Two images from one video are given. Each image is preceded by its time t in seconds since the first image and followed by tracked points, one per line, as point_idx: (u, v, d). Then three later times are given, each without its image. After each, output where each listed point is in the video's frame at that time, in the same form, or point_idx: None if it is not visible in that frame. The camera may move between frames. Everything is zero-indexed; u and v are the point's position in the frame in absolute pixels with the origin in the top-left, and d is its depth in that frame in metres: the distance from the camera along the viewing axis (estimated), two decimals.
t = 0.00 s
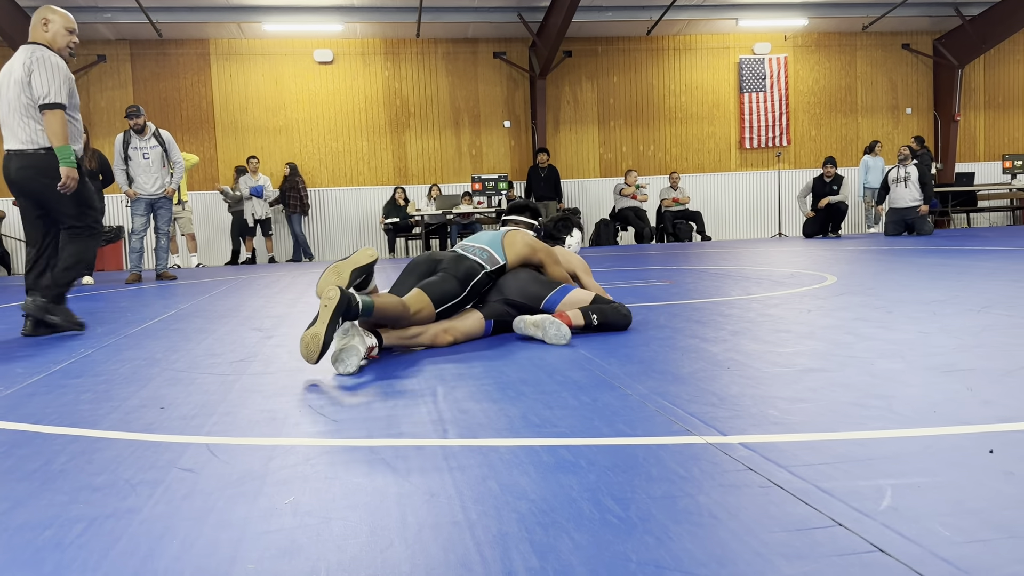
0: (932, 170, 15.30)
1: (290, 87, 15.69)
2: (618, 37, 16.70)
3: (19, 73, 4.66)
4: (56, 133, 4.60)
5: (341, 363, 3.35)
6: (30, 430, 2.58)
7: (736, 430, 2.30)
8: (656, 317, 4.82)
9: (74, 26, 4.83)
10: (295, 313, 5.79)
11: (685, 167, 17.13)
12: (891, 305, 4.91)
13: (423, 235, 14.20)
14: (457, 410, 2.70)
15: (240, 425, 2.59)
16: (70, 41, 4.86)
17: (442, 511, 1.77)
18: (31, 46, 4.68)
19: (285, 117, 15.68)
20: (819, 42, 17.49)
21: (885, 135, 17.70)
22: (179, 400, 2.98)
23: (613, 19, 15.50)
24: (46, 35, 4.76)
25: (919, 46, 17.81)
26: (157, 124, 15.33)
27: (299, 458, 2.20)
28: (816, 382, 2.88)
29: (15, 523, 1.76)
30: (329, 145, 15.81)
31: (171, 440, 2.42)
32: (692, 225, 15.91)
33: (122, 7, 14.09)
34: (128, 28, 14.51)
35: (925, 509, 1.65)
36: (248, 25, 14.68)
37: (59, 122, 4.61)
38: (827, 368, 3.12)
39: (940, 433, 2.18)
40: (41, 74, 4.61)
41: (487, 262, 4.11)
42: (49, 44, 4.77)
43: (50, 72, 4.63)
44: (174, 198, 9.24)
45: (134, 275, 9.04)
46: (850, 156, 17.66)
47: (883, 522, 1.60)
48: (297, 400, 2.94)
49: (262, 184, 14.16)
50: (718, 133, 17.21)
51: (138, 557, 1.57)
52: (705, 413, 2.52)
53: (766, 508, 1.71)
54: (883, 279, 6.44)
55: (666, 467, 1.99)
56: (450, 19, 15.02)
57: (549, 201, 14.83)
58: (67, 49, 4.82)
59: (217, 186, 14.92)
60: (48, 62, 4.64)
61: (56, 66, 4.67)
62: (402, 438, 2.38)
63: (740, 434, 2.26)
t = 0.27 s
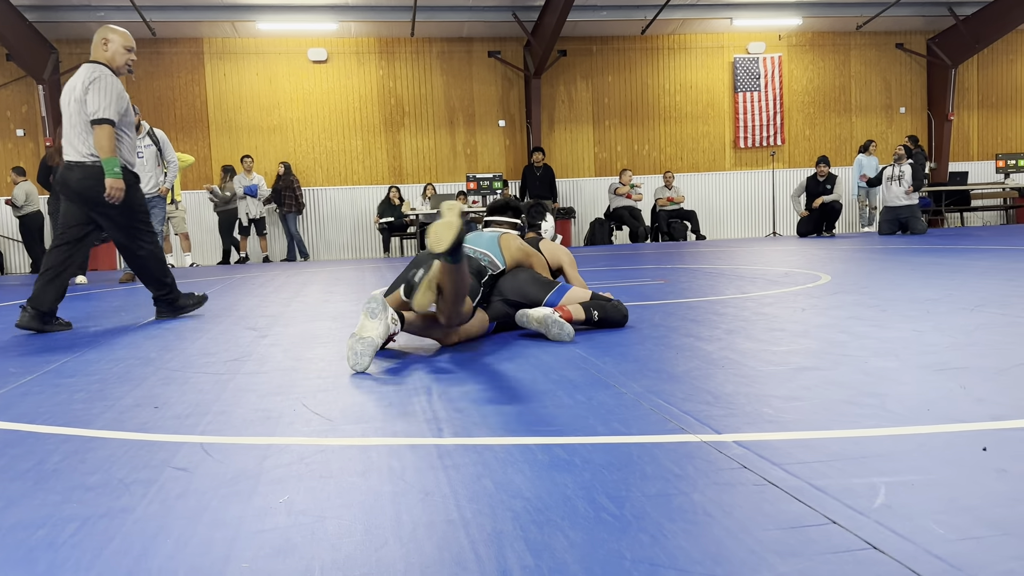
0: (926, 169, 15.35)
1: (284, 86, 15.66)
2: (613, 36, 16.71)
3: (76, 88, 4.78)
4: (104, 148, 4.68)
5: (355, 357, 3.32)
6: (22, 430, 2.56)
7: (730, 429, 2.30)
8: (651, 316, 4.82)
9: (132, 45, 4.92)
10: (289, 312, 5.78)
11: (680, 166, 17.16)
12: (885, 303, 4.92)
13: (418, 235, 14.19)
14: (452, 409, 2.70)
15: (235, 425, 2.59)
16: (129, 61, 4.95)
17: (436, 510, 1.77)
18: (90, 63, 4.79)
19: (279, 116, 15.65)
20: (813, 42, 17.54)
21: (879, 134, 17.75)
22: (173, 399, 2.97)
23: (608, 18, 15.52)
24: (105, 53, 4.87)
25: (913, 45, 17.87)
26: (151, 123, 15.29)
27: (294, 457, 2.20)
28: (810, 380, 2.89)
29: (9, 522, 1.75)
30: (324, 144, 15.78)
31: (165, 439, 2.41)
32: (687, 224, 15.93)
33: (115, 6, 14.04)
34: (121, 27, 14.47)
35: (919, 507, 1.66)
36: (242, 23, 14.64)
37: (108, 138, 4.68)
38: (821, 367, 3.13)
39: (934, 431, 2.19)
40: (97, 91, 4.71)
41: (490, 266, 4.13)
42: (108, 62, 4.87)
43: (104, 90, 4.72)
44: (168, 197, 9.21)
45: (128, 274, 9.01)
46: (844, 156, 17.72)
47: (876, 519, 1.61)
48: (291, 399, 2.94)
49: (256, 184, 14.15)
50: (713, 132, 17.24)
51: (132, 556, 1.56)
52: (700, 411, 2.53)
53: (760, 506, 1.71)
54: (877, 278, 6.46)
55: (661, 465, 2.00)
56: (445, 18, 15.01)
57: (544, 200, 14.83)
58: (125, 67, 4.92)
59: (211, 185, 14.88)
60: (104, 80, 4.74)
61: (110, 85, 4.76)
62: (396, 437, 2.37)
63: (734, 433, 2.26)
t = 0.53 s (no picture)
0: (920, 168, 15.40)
1: (279, 85, 15.63)
2: (608, 35, 16.72)
3: (138, 86, 5.11)
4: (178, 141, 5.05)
5: (349, 361, 3.28)
6: (16, 430, 2.55)
7: (725, 428, 2.31)
8: (646, 315, 4.83)
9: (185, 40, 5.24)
10: (284, 311, 5.77)
11: (675, 165, 17.18)
12: (880, 302, 4.94)
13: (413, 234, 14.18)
14: (447, 408, 2.70)
15: (230, 424, 2.58)
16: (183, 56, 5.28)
17: (431, 509, 1.77)
18: (149, 62, 5.13)
19: (274, 115, 15.62)
20: (808, 41, 17.58)
21: (873, 133, 17.81)
22: (168, 399, 2.96)
23: (603, 17, 15.52)
24: (160, 50, 5.21)
25: (907, 45, 17.93)
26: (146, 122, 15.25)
27: (289, 456, 2.20)
28: (805, 379, 2.90)
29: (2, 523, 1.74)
30: (318, 143, 15.76)
31: (159, 439, 2.41)
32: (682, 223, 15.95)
33: (109, 5, 13.99)
34: (115, 26, 14.43)
35: (912, 505, 1.67)
36: (237, 22, 14.60)
37: (181, 132, 5.06)
38: (816, 366, 3.13)
39: (928, 430, 2.20)
40: (160, 87, 5.05)
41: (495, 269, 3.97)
42: (163, 58, 5.22)
43: (166, 85, 5.07)
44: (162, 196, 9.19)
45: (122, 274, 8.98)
46: (838, 155, 17.77)
47: (870, 517, 1.61)
48: (286, 399, 2.93)
49: (251, 183, 14.15)
50: (708, 131, 17.26)
51: (125, 556, 1.56)
52: (694, 410, 2.53)
53: (755, 504, 1.71)
54: (872, 277, 6.47)
55: (655, 464, 2.00)
56: (440, 16, 15.01)
57: (540, 199, 14.84)
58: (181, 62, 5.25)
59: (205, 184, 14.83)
60: (164, 76, 5.08)
61: (170, 80, 5.10)
62: (391, 436, 2.37)
63: (729, 431, 2.26)
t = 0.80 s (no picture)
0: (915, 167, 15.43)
1: (274, 84, 15.59)
2: (604, 34, 16.71)
3: (189, 99, 5.41)
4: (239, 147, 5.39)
5: (352, 359, 3.31)
6: (11, 430, 2.54)
7: (721, 427, 2.31)
8: (642, 314, 4.82)
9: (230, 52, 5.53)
10: (280, 310, 5.77)
11: (671, 165, 17.20)
12: (875, 301, 4.95)
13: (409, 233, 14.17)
14: (444, 407, 2.70)
15: (226, 424, 2.58)
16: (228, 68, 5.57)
17: (429, 508, 1.77)
18: (200, 76, 5.43)
19: (269, 114, 15.58)
20: (803, 40, 17.60)
21: (869, 133, 17.84)
22: (164, 398, 2.96)
23: (599, 16, 15.51)
24: (207, 64, 5.49)
25: (902, 44, 17.99)
26: (141, 121, 15.21)
27: (286, 456, 2.19)
28: (800, 378, 2.90)
29: None
30: (314, 143, 15.73)
31: (155, 439, 2.40)
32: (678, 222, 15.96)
33: (103, 4, 13.94)
34: (110, 25, 14.39)
35: (908, 503, 1.67)
36: (232, 21, 14.56)
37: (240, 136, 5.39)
38: (812, 365, 3.14)
39: (924, 429, 2.20)
40: (211, 98, 5.37)
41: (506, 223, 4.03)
42: (210, 71, 5.51)
43: (217, 97, 5.38)
44: (158, 196, 9.16)
45: (118, 274, 8.95)
46: (834, 155, 17.79)
47: (867, 516, 1.61)
48: (282, 398, 2.93)
49: (247, 182, 14.14)
50: (703, 130, 17.28)
51: (121, 557, 1.55)
52: (691, 409, 2.53)
53: (751, 503, 1.72)
54: (868, 276, 6.48)
55: (652, 463, 2.00)
56: (435, 15, 15.00)
57: (536, 199, 14.83)
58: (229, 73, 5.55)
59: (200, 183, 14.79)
60: (214, 89, 5.39)
61: (219, 91, 5.42)
62: (387, 436, 2.37)
63: (726, 430, 2.27)
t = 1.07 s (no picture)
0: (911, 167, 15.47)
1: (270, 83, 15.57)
2: (600, 33, 16.72)
3: (232, 97, 5.93)
4: (262, 144, 5.84)
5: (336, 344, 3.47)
6: (7, 430, 2.54)
7: (717, 426, 2.32)
8: (638, 313, 4.82)
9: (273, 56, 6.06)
10: (276, 309, 5.76)
11: (667, 164, 17.21)
12: (871, 300, 4.96)
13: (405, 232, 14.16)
14: (440, 406, 2.70)
15: (222, 424, 2.57)
16: (269, 68, 6.11)
17: (426, 507, 1.77)
18: (243, 75, 5.95)
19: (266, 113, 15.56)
20: (799, 40, 17.63)
21: (865, 132, 17.88)
22: (160, 398, 2.95)
23: (595, 16, 15.52)
24: (251, 65, 6.04)
25: (898, 43, 18.03)
26: (137, 120, 15.17)
27: (282, 456, 2.19)
28: (797, 377, 2.91)
29: None
30: (310, 142, 15.71)
31: (150, 438, 2.40)
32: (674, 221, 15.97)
33: (99, 2, 13.90)
34: (105, 24, 14.35)
35: (903, 502, 1.68)
36: (228, 20, 14.53)
37: (265, 135, 5.84)
38: (808, 363, 3.15)
39: (919, 428, 2.21)
40: (248, 96, 5.87)
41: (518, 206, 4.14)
42: (252, 72, 6.04)
43: (253, 96, 5.87)
44: (154, 195, 9.15)
45: (114, 273, 8.93)
46: (830, 154, 17.82)
47: (863, 515, 1.62)
48: (278, 398, 2.92)
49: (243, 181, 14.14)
50: (700, 130, 17.29)
51: (117, 556, 1.55)
52: (687, 408, 2.54)
53: (747, 502, 1.72)
54: (864, 275, 6.50)
55: (648, 461, 2.01)
56: (432, 14, 15.01)
57: (533, 198, 14.82)
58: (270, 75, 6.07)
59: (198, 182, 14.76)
60: (252, 88, 5.89)
61: (257, 91, 5.91)
62: (383, 436, 2.37)
63: (722, 429, 2.27)
